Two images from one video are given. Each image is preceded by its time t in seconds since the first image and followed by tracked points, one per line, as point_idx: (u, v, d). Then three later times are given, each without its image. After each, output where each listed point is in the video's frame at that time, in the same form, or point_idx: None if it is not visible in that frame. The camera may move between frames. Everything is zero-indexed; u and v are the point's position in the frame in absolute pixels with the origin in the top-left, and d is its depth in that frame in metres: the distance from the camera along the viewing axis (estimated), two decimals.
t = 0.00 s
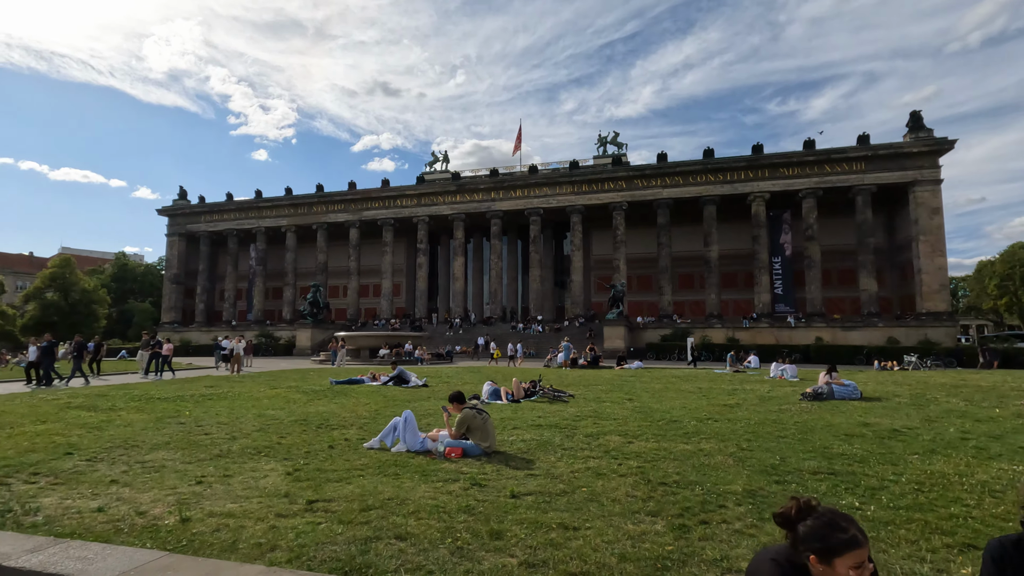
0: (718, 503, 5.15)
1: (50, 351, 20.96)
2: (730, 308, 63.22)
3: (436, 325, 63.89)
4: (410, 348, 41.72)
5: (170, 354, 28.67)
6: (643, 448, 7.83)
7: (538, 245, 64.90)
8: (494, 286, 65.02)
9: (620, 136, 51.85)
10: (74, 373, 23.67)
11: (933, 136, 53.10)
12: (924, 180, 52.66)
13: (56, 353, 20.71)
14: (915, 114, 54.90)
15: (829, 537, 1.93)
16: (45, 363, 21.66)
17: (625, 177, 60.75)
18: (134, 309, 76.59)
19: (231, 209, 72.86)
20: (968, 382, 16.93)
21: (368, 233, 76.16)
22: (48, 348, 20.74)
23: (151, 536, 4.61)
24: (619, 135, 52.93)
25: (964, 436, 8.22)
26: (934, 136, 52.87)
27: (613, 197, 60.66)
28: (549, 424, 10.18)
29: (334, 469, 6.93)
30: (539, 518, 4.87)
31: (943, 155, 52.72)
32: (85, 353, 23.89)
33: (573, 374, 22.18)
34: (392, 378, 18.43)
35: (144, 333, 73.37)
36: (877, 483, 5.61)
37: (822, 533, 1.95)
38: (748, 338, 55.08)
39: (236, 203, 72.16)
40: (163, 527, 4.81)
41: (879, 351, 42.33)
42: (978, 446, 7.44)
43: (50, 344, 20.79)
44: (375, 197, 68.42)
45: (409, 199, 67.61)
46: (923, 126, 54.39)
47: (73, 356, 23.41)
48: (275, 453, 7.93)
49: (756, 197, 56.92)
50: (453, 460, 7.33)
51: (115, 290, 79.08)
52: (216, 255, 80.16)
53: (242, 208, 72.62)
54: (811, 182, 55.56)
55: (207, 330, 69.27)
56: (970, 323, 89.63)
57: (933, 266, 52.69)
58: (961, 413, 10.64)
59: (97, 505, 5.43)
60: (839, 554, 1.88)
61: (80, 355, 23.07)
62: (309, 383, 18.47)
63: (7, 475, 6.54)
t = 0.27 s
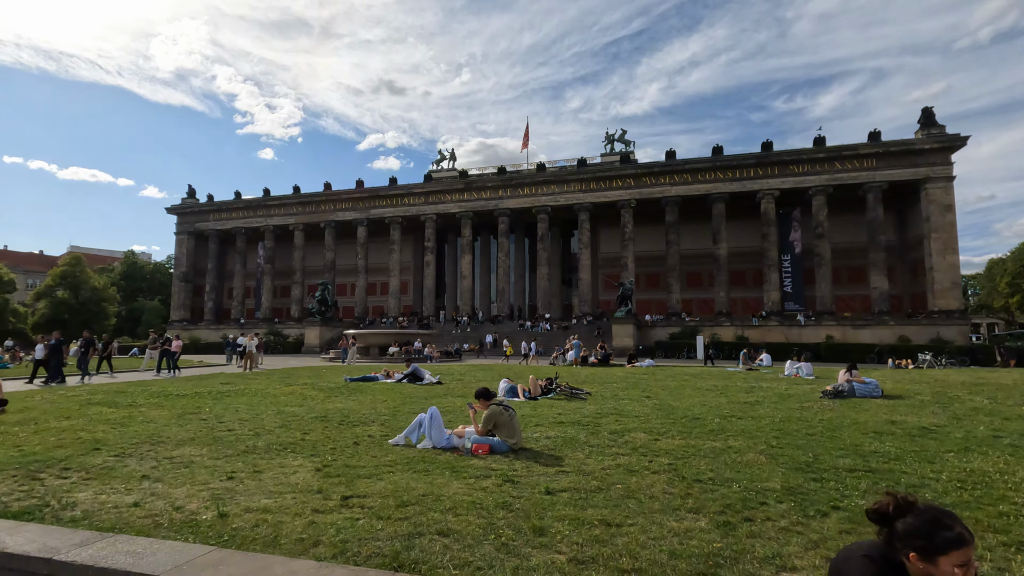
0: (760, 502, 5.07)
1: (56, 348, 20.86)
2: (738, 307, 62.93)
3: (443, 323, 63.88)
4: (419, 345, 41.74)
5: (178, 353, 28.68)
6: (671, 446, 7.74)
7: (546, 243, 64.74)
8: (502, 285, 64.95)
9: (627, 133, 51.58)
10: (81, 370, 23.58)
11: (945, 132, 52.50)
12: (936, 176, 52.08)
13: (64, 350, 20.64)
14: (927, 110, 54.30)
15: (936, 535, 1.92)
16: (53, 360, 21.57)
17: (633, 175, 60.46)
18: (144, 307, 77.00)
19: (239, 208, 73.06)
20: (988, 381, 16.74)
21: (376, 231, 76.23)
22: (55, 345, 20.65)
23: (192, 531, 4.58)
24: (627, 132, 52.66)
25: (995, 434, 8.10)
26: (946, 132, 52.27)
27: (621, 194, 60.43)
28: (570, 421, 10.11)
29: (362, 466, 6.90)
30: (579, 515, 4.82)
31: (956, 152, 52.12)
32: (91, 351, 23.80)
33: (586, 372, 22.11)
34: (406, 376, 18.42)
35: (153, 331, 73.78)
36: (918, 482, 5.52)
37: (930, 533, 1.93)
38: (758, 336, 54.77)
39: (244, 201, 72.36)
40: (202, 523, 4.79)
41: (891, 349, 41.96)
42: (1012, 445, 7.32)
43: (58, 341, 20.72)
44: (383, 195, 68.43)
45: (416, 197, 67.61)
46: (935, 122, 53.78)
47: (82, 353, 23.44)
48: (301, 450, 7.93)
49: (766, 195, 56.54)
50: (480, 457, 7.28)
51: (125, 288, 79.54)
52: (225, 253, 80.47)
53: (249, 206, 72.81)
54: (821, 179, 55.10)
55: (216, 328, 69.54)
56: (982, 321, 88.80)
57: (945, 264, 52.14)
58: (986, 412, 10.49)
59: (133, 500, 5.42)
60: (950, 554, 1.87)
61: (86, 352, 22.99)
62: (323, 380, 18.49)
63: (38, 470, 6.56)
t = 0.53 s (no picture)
0: (808, 504, 4.98)
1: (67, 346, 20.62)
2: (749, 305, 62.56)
3: (453, 322, 63.88)
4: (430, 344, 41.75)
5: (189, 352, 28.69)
6: (705, 446, 7.67)
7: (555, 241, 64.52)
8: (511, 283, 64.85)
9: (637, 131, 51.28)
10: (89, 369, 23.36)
11: (961, 129, 51.75)
12: (951, 173, 51.36)
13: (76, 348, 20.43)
14: (942, 107, 53.55)
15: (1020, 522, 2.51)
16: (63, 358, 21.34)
17: (643, 173, 60.14)
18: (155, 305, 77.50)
19: (249, 207, 73.33)
20: (1012, 381, 16.48)
21: (385, 230, 76.35)
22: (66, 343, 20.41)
23: (237, 531, 4.56)
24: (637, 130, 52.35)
25: None
26: (961, 128, 51.53)
27: (631, 192, 60.16)
28: (596, 420, 10.05)
29: (396, 465, 6.86)
30: (626, 516, 4.76)
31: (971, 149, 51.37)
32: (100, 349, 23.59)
33: (601, 370, 21.99)
34: (423, 374, 18.41)
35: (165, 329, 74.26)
36: (965, 485, 5.41)
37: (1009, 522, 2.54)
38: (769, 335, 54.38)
39: (254, 200, 72.64)
40: (246, 522, 4.77)
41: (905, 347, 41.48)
42: None
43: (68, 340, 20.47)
44: (392, 194, 68.48)
45: (426, 195, 67.62)
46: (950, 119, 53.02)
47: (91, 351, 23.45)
48: (331, 448, 7.91)
49: (777, 192, 56.05)
50: (512, 456, 7.23)
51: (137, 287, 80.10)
52: (235, 252, 80.86)
53: (260, 205, 73.08)
54: (834, 177, 54.55)
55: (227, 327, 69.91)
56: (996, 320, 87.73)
57: (960, 262, 51.48)
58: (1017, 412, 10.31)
59: (174, 499, 5.42)
60: None
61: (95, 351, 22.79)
62: (341, 378, 18.50)
63: (75, 467, 6.58)
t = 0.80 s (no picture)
0: (858, 500, 4.88)
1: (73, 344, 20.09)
2: (759, 302, 62.20)
3: (461, 319, 63.85)
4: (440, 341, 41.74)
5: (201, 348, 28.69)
6: (737, 442, 7.56)
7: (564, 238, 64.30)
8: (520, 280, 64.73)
9: (645, 128, 51.01)
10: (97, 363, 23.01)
11: (975, 124, 51.10)
12: (966, 169, 50.73)
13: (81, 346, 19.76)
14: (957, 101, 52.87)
15: None
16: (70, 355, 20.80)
17: (652, 169, 59.81)
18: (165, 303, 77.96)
19: (259, 204, 73.55)
20: None
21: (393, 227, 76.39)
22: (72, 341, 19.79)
23: (281, 525, 4.52)
24: (646, 127, 52.07)
25: None
26: (976, 123, 50.89)
27: (641, 189, 59.83)
28: (621, 416, 9.96)
29: (428, 460, 6.80)
30: (674, 512, 4.68)
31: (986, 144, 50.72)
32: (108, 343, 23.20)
33: (616, 367, 21.86)
34: (439, 371, 18.34)
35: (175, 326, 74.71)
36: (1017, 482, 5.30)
37: None
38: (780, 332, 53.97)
39: (263, 198, 72.83)
40: (287, 516, 4.72)
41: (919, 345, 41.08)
42: None
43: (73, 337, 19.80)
44: (401, 191, 68.46)
45: (434, 192, 67.54)
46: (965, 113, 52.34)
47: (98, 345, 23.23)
48: (359, 443, 7.87)
49: (788, 189, 55.61)
50: (543, 452, 7.16)
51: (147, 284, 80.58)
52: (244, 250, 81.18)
53: (269, 203, 73.27)
54: (846, 173, 54.05)
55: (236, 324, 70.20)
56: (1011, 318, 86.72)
57: (974, 259, 50.88)
58: None
59: (212, 493, 5.38)
60: None
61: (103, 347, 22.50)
62: (358, 375, 18.51)
63: (107, 462, 6.57)
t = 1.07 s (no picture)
0: (902, 505, 4.78)
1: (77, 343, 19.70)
2: (768, 300, 61.88)
3: (468, 317, 63.81)
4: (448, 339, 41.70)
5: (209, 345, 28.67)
6: (765, 443, 7.45)
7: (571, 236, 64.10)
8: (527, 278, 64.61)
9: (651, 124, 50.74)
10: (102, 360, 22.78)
11: (987, 120, 50.56)
12: (978, 166, 50.18)
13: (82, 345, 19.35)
14: (969, 97, 52.32)
15: None
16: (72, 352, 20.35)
17: (660, 166, 59.50)
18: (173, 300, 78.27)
19: (266, 202, 73.68)
20: None
21: (400, 224, 76.39)
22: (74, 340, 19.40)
23: (318, 528, 4.46)
24: (654, 124, 51.79)
25: None
26: (988, 120, 50.34)
27: (648, 186, 59.53)
28: (643, 416, 9.87)
29: (454, 461, 6.73)
30: (716, 516, 4.59)
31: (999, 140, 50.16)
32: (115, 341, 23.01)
33: (629, 366, 21.74)
34: (451, 369, 18.29)
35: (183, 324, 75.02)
36: None
37: None
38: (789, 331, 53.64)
39: (270, 196, 72.94)
40: (323, 519, 4.65)
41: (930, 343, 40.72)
42: None
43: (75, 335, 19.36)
44: (407, 188, 68.43)
45: (441, 190, 67.45)
46: (977, 110, 51.79)
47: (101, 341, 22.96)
48: (382, 444, 7.80)
49: (798, 186, 55.21)
50: (569, 453, 7.08)
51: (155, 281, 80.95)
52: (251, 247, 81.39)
53: (276, 201, 73.39)
54: (856, 170, 53.59)
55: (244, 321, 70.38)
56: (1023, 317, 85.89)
57: (986, 257, 50.36)
58: None
59: (242, 494, 5.34)
60: None
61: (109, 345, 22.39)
62: (370, 373, 18.48)
63: (134, 461, 6.53)
